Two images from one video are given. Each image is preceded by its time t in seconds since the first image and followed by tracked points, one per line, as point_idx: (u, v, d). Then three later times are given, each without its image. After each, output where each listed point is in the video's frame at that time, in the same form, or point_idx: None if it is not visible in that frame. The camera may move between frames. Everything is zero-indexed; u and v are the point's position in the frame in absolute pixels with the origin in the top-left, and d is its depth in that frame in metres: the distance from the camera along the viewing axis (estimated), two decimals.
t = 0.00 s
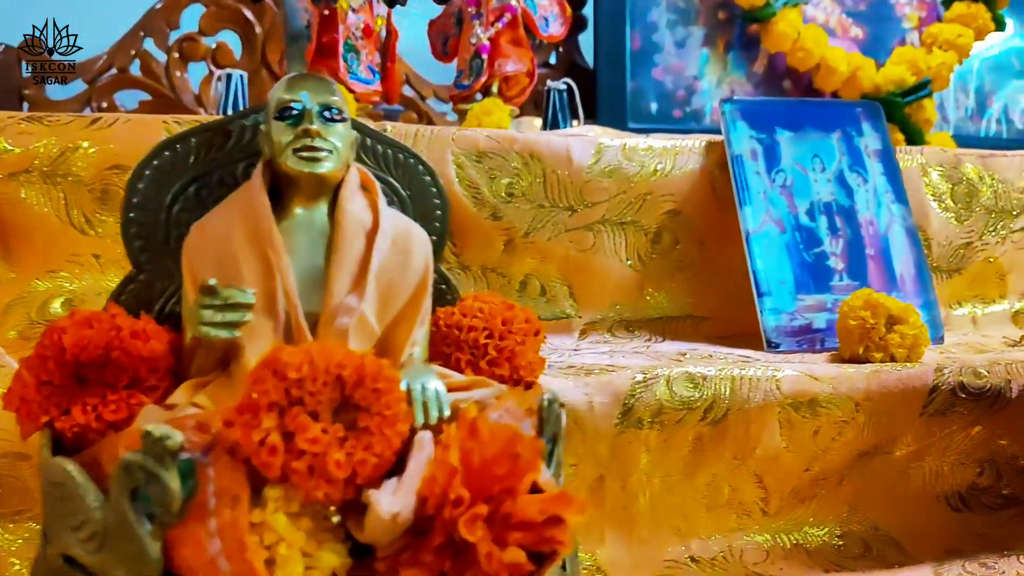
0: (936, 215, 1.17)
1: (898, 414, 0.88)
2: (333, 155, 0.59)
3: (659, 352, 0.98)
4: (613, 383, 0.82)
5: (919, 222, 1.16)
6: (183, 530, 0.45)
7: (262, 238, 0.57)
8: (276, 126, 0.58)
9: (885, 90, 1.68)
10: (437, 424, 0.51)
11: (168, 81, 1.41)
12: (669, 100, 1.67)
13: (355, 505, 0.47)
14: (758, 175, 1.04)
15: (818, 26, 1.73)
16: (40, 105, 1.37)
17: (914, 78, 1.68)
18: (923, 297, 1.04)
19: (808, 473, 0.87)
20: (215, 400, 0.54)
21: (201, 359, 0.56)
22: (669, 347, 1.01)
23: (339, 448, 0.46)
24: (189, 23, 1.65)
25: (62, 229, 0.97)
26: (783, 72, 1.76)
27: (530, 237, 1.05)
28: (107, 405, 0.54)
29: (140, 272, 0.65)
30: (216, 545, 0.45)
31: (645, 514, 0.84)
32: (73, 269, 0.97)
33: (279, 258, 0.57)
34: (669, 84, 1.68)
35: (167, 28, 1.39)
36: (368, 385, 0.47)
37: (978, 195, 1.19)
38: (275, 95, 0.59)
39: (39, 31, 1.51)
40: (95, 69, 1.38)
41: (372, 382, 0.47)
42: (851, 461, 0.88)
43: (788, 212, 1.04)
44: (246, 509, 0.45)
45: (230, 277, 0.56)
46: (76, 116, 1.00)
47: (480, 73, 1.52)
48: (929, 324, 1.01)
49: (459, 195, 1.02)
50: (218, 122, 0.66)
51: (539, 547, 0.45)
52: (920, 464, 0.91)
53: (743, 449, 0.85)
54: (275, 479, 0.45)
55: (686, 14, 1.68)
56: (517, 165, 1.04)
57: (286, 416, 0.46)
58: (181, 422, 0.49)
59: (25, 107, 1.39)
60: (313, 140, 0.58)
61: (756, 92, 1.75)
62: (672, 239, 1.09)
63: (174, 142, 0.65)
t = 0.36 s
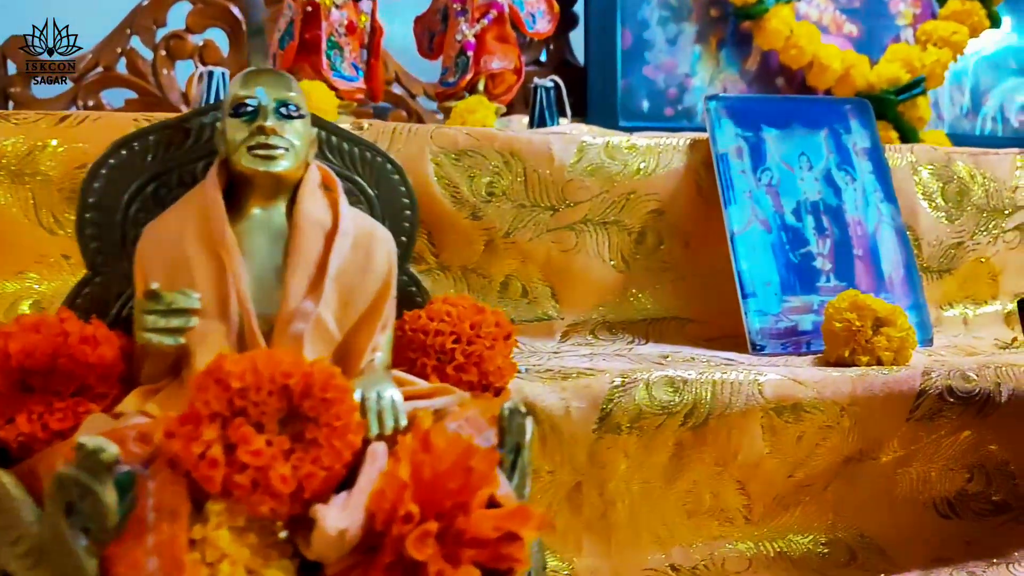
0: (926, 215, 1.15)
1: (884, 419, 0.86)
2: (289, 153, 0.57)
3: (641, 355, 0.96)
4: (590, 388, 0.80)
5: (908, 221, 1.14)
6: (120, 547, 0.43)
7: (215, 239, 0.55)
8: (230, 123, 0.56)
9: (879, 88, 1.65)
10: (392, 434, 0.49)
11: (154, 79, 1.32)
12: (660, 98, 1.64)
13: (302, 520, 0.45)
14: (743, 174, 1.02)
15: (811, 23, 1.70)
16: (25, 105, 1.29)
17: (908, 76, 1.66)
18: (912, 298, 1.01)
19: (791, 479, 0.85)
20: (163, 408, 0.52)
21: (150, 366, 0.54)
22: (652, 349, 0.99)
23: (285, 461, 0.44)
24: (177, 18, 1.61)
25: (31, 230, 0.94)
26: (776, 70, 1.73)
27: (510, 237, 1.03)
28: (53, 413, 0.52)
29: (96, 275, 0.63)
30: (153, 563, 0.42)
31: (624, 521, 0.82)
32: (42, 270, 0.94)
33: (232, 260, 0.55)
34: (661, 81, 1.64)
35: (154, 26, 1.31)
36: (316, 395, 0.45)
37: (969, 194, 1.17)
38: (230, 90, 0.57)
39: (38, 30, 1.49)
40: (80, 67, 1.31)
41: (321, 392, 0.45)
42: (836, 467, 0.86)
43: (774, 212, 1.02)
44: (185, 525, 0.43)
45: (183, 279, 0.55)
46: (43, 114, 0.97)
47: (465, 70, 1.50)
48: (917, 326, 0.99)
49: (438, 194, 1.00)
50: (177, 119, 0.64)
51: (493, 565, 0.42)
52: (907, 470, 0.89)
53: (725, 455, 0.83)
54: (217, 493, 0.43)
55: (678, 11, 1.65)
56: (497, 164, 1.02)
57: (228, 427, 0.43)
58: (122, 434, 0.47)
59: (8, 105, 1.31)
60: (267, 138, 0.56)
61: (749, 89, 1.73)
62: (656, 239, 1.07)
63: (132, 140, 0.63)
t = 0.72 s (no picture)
0: (914, 216, 1.13)
1: (870, 426, 0.84)
2: (243, 154, 0.55)
3: (622, 360, 0.94)
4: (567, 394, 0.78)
5: (895, 223, 1.12)
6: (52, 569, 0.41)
7: (165, 243, 0.53)
8: (183, 123, 0.54)
9: (871, 88, 1.65)
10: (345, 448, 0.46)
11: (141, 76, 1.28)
12: (651, 97, 1.62)
13: (247, 540, 0.43)
14: (727, 175, 1.00)
15: (803, 22, 1.67)
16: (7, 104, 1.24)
17: (900, 76, 1.65)
18: (899, 302, 0.99)
19: (773, 488, 0.83)
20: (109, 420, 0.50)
21: (98, 377, 0.52)
22: (633, 354, 0.97)
23: (226, 478, 0.42)
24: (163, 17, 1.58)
25: None
26: (767, 69, 1.71)
27: (491, 239, 1.00)
28: None
29: (49, 279, 0.61)
30: None
31: (602, 532, 0.80)
32: (8, 273, 0.92)
33: (182, 265, 0.53)
34: (651, 80, 1.62)
35: (140, 25, 1.27)
36: (260, 408, 0.43)
37: (959, 196, 1.15)
38: (184, 88, 0.55)
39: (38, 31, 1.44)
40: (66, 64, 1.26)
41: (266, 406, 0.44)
42: (819, 475, 0.84)
43: (758, 214, 1.00)
44: (120, 547, 0.41)
45: (132, 284, 0.53)
46: (9, 113, 0.95)
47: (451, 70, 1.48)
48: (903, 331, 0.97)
49: (416, 195, 0.97)
50: (133, 118, 0.62)
51: None
52: (893, 478, 0.87)
53: (705, 463, 0.81)
54: (155, 513, 0.41)
55: (668, 10, 1.62)
56: (476, 165, 1.00)
57: (167, 443, 0.42)
58: (59, 449, 0.45)
59: None
60: (220, 138, 0.54)
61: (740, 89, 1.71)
62: (639, 241, 1.05)
63: (85, 140, 0.61)
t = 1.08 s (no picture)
0: (900, 218, 1.11)
1: (851, 434, 0.81)
2: (185, 156, 0.53)
3: (599, 365, 0.91)
4: (537, 403, 0.76)
5: (880, 225, 1.10)
6: None
7: (103, 251, 0.51)
8: (121, 124, 0.52)
9: (861, 86, 1.62)
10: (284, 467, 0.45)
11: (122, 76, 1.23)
12: (640, 96, 1.59)
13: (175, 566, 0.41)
14: (706, 176, 0.98)
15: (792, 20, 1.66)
16: None
17: (892, 74, 1.62)
18: (883, 305, 0.97)
19: (752, 497, 0.81)
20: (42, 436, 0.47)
21: (31, 391, 0.50)
22: (611, 359, 0.95)
23: (152, 502, 0.40)
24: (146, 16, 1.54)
25: None
26: (757, 68, 1.69)
27: (466, 242, 0.98)
28: None
29: None
30: None
31: (575, 544, 0.78)
32: None
33: (120, 274, 0.51)
34: (640, 80, 1.59)
35: (122, 24, 1.23)
36: (189, 427, 0.41)
37: (945, 197, 1.13)
38: (124, 88, 0.53)
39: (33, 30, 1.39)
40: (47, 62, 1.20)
41: (197, 423, 0.42)
42: (799, 484, 0.82)
43: (739, 215, 0.98)
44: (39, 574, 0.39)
45: (68, 294, 0.51)
46: None
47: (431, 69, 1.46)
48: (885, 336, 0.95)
49: (388, 197, 0.95)
50: (79, 119, 0.60)
51: None
52: (876, 486, 0.84)
53: (680, 473, 0.79)
54: (76, 538, 0.39)
55: (657, 7, 1.60)
56: (449, 165, 0.97)
57: (90, 464, 0.40)
58: None
59: None
60: (160, 140, 0.52)
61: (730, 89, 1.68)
62: (618, 244, 1.03)
63: (29, 142, 0.59)
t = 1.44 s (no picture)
0: (886, 219, 1.09)
1: (832, 442, 0.79)
2: (126, 161, 0.51)
3: (575, 371, 0.89)
4: (507, 412, 0.73)
5: (866, 226, 1.08)
6: None
7: (39, 261, 0.49)
8: (60, 128, 0.50)
9: (852, 84, 1.59)
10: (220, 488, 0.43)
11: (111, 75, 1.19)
12: (629, 96, 1.55)
13: None
14: (686, 177, 0.96)
15: (782, 17, 1.64)
16: None
17: (882, 73, 1.59)
18: (866, 309, 0.95)
19: (729, 508, 0.79)
20: None
21: None
22: (589, 364, 0.92)
23: (75, 528, 0.38)
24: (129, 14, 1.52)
25: None
26: (747, 66, 1.66)
27: (440, 245, 0.95)
28: None
29: None
30: None
31: (547, 556, 0.75)
32: None
33: (57, 285, 0.49)
34: (629, 79, 1.55)
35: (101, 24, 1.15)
36: (114, 449, 0.40)
37: (932, 197, 1.11)
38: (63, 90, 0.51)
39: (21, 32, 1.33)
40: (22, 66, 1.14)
41: (125, 445, 0.40)
42: (779, 494, 0.79)
43: (719, 217, 0.96)
44: None
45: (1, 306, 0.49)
46: None
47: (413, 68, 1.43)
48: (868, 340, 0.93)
49: (360, 199, 0.93)
50: (24, 122, 0.58)
51: None
52: (858, 495, 0.82)
53: (655, 483, 0.76)
54: None
55: (646, 5, 1.56)
56: (423, 167, 0.95)
57: (8, 489, 0.38)
58: None
59: None
60: (98, 144, 0.50)
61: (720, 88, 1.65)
62: (597, 247, 1.01)
63: None
